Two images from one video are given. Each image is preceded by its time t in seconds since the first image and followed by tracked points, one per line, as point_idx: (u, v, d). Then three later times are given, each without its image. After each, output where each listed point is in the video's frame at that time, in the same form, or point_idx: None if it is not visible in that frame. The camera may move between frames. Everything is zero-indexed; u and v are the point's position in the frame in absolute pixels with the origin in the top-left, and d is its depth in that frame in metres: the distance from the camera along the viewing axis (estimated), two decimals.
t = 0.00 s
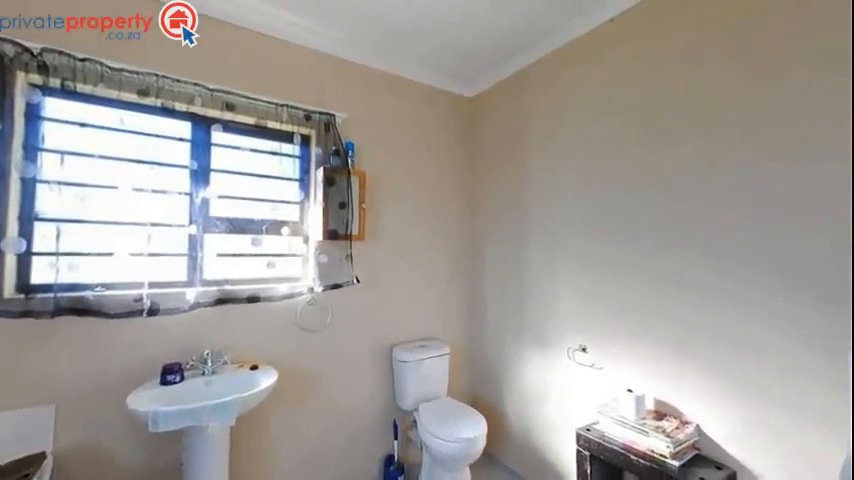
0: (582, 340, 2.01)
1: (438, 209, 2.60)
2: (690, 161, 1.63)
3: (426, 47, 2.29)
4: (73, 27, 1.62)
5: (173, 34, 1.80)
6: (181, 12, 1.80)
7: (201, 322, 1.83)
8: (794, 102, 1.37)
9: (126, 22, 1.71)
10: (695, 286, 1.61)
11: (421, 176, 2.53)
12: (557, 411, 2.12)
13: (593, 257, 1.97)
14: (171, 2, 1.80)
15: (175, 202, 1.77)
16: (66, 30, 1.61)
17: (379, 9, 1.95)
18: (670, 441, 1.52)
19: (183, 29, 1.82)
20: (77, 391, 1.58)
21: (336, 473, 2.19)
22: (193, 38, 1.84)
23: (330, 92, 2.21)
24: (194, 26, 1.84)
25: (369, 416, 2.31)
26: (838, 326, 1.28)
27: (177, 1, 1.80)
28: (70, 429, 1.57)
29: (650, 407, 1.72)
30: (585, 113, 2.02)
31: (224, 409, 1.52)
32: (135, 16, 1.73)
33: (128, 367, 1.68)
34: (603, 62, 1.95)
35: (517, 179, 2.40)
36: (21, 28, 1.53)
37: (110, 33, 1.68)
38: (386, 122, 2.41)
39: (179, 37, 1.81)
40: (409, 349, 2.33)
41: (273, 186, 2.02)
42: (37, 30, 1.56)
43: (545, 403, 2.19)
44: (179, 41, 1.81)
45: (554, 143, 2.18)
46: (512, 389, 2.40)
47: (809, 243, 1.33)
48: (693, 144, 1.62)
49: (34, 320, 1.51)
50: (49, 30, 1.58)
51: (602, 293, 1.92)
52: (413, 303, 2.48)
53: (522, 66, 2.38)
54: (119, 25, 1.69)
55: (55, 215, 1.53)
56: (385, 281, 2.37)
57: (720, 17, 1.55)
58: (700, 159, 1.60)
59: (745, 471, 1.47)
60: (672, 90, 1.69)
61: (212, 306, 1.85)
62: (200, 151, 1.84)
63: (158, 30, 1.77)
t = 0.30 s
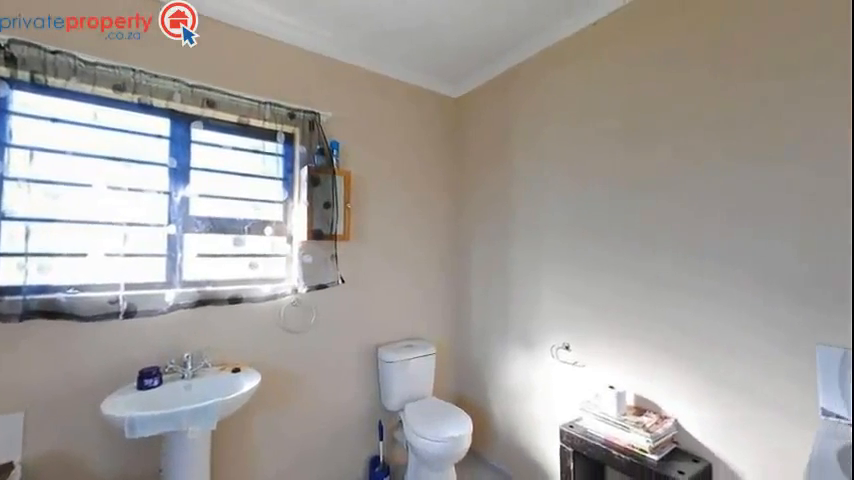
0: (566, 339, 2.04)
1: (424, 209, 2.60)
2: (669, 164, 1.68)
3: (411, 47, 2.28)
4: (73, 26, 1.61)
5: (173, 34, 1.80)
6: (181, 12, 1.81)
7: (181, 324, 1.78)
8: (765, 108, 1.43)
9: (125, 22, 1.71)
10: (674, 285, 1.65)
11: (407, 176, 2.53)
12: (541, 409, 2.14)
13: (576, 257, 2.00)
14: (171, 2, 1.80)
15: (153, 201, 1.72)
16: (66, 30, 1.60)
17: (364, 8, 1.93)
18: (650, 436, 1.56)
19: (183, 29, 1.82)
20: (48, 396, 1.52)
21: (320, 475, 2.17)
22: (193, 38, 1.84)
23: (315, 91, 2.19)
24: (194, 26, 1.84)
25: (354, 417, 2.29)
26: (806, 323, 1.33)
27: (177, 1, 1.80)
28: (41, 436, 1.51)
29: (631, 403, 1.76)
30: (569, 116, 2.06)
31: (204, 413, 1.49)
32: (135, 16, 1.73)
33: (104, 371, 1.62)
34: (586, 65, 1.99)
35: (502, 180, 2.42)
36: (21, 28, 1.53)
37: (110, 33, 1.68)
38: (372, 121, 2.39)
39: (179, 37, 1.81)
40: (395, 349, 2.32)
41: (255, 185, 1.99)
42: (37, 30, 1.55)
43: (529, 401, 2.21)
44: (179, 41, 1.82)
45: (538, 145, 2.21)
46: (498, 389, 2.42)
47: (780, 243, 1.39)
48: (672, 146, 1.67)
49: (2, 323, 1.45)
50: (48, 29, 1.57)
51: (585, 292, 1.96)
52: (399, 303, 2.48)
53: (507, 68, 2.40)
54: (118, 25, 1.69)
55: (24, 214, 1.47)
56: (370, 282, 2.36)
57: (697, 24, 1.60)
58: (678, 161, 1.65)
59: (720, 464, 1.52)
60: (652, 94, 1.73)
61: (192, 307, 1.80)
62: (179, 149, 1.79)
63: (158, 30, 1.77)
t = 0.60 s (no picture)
0: (551, 337, 2.07)
1: (411, 209, 2.60)
2: (651, 166, 1.72)
3: (398, 47, 2.27)
4: (73, 26, 1.60)
5: (173, 34, 1.80)
6: (181, 12, 1.81)
7: (162, 326, 1.74)
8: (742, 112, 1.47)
9: (126, 23, 1.70)
10: (656, 284, 1.69)
11: (394, 176, 2.52)
12: (528, 407, 2.17)
13: (561, 257, 2.03)
14: (171, 2, 1.79)
15: (133, 200, 1.67)
16: (67, 30, 1.59)
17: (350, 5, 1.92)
18: (633, 432, 1.59)
19: (184, 29, 1.82)
20: (20, 403, 1.47)
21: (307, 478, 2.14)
22: (193, 38, 1.84)
23: (301, 89, 2.16)
24: (194, 26, 1.84)
25: (341, 419, 2.28)
26: (781, 320, 1.38)
27: (177, 1, 1.80)
28: (13, 444, 1.45)
29: (614, 399, 1.80)
30: (554, 117, 2.08)
31: (186, 417, 1.45)
32: (135, 16, 1.72)
33: (82, 375, 1.57)
34: (570, 68, 2.02)
35: (489, 180, 2.43)
36: (21, 28, 1.50)
37: (110, 33, 1.67)
38: (358, 121, 2.37)
39: (180, 37, 1.81)
40: (382, 350, 2.31)
41: (239, 184, 1.95)
42: (37, 30, 1.54)
43: (516, 399, 2.23)
44: (179, 41, 1.82)
45: (524, 145, 2.23)
46: (485, 388, 2.43)
47: (756, 243, 1.43)
48: (653, 148, 1.71)
49: None
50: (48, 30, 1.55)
51: (570, 291, 1.99)
52: (386, 303, 2.47)
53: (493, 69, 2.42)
54: (119, 25, 1.68)
55: None
56: (357, 282, 2.34)
57: (678, 29, 1.64)
58: (660, 163, 1.69)
59: (700, 457, 1.56)
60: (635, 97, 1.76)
61: (174, 309, 1.76)
62: (160, 147, 1.75)
63: (158, 30, 1.77)
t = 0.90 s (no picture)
0: (535, 336, 2.10)
1: (397, 209, 2.60)
2: (632, 167, 1.76)
3: (384, 46, 2.27)
4: (73, 27, 1.58)
5: (173, 34, 1.80)
6: (181, 12, 1.80)
7: (140, 329, 1.69)
8: (719, 115, 1.51)
9: (126, 22, 1.69)
10: (637, 283, 1.73)
11: (380, 176, 2.51)
12: (512, 405, 2.19)
13: (545, 256, 2.06)
14: (171, 2, 1.79)
15: (108, 198, 1.62)
16: (67, 30, 1.57)
17: (336, 4, 1.90)
18: (614, 428, 1.63)
19: (183, 29, 1.82)
20: None
21: None
22: (193, 38, 1.84)
23: (285, 87, 2.13)
24: (194, 26, 1.84)
25: (326, 420, 2.25)
26: (754, 317, 1.42)
27: (177, 1, 1.79)
28: None
29: (597, 396, 1.84)
30: (538, 119, 2.11)
31: (164, 423, 1.41)
32: (135, 16, 1.72)
33: (53, 380, 1.51)
34: (554, 71, 2.05)
35: (474, 180, 2.45)
36: (21, 28, 1.49)
37: (110, 33, 1.66)
38: (344, 120, 2.35)
39: (179, 37, 1.81)
40: (368, 350, 2.30)
41: (221, 183, 1.91)
42: (37, 30, 1.52)
43: (501, 398, 2.25)
44: (179, 41, 1.82)
45: (509, 146, 2.25)
46: (470, 387, 2.45)
47: (732, 243, 1.48)
48: (634, 150, 1.75)
49: None
50: (48, 30, 1.53)
51: (554, 291, 2.02)
52: (372, 303, 2.46)
53: (479, 70, 2.43)
54: (119, 25, 1.68)
55: None
56: (342, 282, 2.33)
57: (657, 35, 1.69)
58: (640, 165, 1.73)
59: (678, 451, 1.61)
60: (617, 101, 1.80)
61: (152, 311, 1.71)
62: (137, 144, 1.70)
63: (158, 30, 1.77)
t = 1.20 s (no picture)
0: (522, 335, 2.12)
1: (384, 209, 2.59)
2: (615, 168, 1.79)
3: (371, 45, 2.25)
4: (73, 27, 1.58)
5: (173, 34, 1.80)
6: (181, 12, 1.80)
7: (118, 331, 1.64)
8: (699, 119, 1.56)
9: (125, 22, 1.69)
10: (620, 282, 1.77)
11: (367, 175, 2.50)
12: (499, 404, 2.21)
13: (532, 256, 2.09)
14: (170, 2, 1.79)
15: (84, 197, 1.57)
16: (67, 30, 1.57)
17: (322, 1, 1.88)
18: (598, 424, 1.66)
19: (183, 29, 1.82)
20: None
21: None
22: (193, 38, 1.84)
23: (270, 85, 2.09)
24: (194, 26, 1.84)
25: (312, 422, 2.23)
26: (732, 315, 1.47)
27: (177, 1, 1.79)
28: None
29: (582, 394, 1.87)
30: (525, 120, 2.13)
31: (144, 428, 1.37)
32: (135, 16, 1.71)
33: (25, 385, 1.46)
34: (540, 72, 2.07)
35: (461, 180, 2.45)
36: (22, 28, 1.48)
37: (110, 33, 1.66)
38: (331, 119, 2.33)
39: (179, 37, 1.81)
40: (355, 351, 2.28)
41: (203, 182, 1.87)
42: (37, 30, 1.51)
43: (488, 397, 2.27)
44: (179, 41, 1.82)
45: (496, 147, 2.26)
46: (457, 386, 2.45)
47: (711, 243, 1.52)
48: (618, 152, 1.78)
49: None
50: (48, 30, 1.53)
51: (540, 290, 2.04)
52: (359, 304, 2.44)
53: (466, 71, 2.44)
54: (118, 25, 1.67)
55: None
56: (329, 283, 2.30)
57: (640, 40, 1.72)
58: (624, 167, 1.76)
59: (660, 446, 1.65)
60: (601, 103, 1.84)
61: (132, 313, 1.67)
62: (116, 141, 1.65)
63: (158, 30, 1.77)
